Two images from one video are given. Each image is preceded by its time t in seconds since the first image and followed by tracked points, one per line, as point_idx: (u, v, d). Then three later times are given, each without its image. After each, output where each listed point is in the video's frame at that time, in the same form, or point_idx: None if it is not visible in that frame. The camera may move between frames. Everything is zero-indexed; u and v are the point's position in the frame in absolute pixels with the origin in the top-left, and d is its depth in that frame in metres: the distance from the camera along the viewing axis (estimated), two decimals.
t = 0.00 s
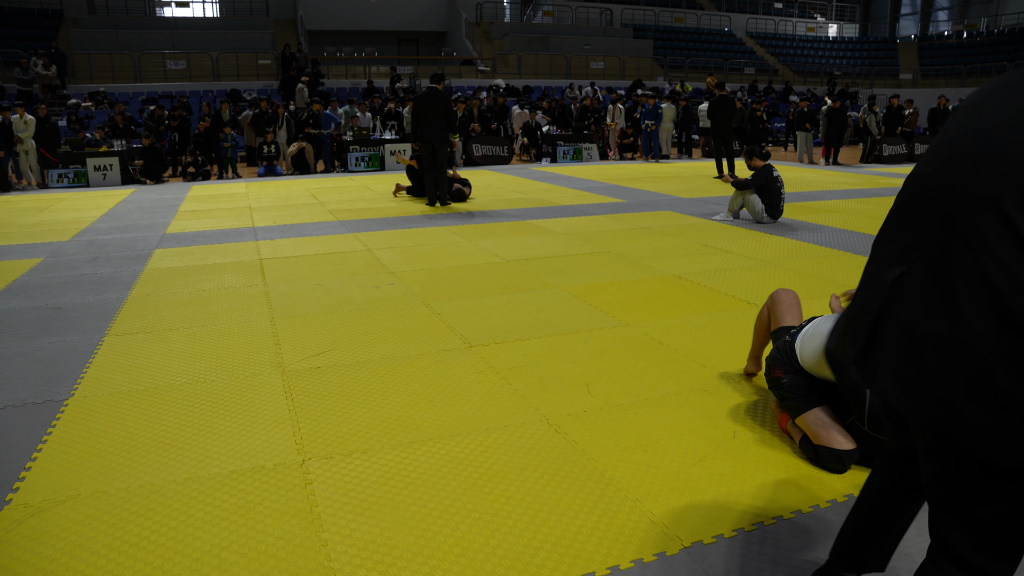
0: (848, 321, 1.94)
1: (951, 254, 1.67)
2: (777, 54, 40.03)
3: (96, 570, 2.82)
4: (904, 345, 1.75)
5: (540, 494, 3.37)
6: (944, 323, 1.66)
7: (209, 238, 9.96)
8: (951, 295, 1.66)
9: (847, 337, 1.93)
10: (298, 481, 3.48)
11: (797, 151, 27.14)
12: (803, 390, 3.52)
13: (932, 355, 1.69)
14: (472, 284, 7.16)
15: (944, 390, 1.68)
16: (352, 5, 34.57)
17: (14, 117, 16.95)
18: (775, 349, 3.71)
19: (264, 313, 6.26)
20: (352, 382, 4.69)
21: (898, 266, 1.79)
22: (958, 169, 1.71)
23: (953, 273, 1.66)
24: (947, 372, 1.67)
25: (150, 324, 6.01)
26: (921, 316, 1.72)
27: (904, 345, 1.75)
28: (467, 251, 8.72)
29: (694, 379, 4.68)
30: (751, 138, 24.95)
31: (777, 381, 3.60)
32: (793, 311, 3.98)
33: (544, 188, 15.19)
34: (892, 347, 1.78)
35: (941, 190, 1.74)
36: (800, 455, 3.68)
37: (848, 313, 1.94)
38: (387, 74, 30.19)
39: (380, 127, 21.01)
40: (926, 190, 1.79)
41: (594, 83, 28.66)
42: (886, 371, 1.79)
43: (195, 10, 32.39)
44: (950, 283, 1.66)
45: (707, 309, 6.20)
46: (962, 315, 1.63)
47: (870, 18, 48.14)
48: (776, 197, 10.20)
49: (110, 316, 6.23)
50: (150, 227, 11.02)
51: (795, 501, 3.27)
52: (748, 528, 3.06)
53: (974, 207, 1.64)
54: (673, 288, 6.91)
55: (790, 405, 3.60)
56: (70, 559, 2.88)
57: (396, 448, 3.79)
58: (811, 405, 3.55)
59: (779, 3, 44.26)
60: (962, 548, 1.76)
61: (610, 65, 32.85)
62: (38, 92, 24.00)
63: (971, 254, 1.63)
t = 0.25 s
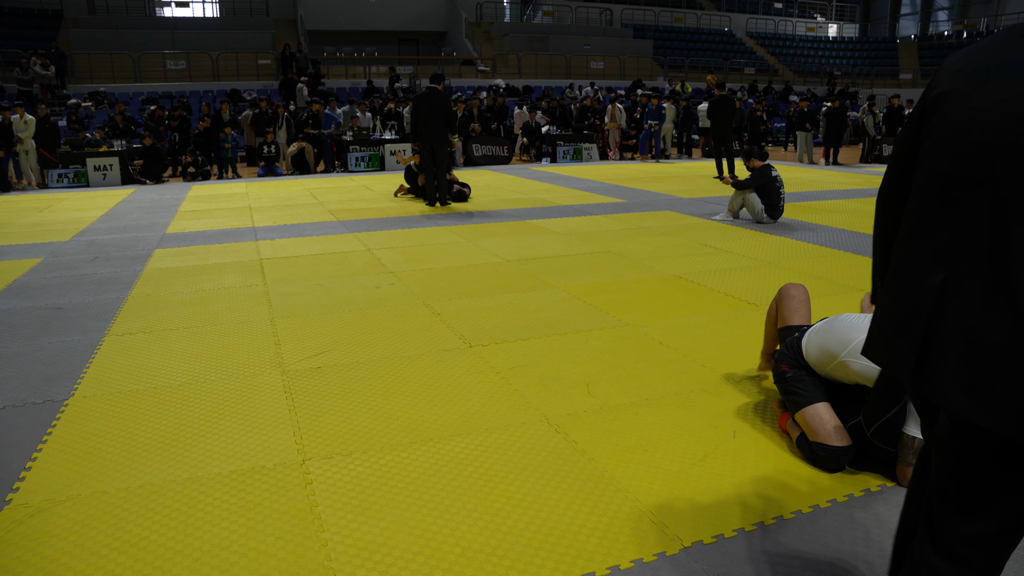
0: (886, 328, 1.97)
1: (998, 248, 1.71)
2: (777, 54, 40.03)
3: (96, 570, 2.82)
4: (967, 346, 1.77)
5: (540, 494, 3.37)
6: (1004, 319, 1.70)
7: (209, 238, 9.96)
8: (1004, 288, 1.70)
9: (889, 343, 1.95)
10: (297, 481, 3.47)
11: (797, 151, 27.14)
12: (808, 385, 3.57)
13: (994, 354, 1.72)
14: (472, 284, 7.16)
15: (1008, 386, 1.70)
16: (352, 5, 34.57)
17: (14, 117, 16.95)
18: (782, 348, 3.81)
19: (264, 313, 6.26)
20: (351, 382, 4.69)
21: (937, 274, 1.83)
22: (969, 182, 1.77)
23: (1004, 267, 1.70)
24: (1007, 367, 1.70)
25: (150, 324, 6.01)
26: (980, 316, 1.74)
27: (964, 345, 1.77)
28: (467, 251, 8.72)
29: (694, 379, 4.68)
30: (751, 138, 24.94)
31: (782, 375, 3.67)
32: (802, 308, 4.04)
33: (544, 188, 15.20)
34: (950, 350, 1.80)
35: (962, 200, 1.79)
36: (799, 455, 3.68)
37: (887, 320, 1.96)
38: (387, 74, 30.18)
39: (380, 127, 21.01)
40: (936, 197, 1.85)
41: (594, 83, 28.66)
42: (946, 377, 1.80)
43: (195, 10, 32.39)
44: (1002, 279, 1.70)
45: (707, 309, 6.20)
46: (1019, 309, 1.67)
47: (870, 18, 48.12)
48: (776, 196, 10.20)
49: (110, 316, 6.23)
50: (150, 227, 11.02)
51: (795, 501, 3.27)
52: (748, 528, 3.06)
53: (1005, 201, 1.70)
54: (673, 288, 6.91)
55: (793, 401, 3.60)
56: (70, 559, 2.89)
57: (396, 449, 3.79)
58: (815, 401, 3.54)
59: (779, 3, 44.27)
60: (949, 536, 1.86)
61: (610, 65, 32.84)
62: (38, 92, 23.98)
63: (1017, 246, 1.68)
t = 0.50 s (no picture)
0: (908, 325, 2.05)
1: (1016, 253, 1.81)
2: (777, 54, 40.01)
3: (96, 570, 2.82)
4: (988, 349, 1.86)
5: (540, 494, 3.37)
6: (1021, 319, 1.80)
7: (209, 238, 9.96)
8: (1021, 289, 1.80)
9: (913, 342, 2.03)
10: (297, 481, 3.47)
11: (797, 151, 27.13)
12: (813, 387, 3.56)
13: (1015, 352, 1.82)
14: (472, 284, 7.16)
15: None
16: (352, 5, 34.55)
17: (14, 117, 16.95)
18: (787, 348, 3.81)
19: (264, 313, 6.26)
20: (351, 382, 4.69)
21: (957, 280, 1.92)
22: (979, 188, 1.89)
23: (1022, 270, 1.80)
24: None
25: (150, 325, 6.01)
26: (1000, 319, 1.83)
27: (985, 348, 1.87)
28: (467, 251, 8.72)
29: (694, 379, 4.68)
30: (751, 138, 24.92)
31: (788, 376, 3.66)
32: (801, 307, 4.04)
33: (544, 188, 15.19)
34: (973, 353, 1.89)
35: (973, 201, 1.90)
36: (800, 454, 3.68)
37: (909, 326, 2.05)
38: (387, 74, 30.17)
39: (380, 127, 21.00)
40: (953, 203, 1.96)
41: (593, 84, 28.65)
42: (977, 380, 1.88)
43: (195, 11, 32.40)
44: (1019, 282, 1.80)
45: (707, 309, 6.21)
46: None
47: (870, 18, 48.09)
48: (776, 196, 10.19)
49: (110, 316, 6.23)
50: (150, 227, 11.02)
51: (795, 501, 3.27)
52: (748, 528, 3.06)
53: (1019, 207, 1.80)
54: (673, 288, 6.91)
55: (798, 401, 3.59)
56: (69, 559, 2.88)
57: (396, 449, 3.78)
58: (820, 403, 3.52)
59: (780, 3, 44.23)
60: (947, 528, 2.00)
61: (610, 65, 32.82)
62: (38, 92, 23.98)
63: None
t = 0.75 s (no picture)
0: (938, 312, 2.05)
1: None
2: (777, 54, 40.02)
3: (97, 570, 2.82)
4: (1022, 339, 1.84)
5: (540, 494, 3.37)
6: None
7: (209, 238, 9.96)
8: None
9: (944, 335, 2.02)
10: (298, 481, 3.48)
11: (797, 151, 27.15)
12: (811, 388, 3.55)
13: None
14: (472, 284, 7.17)
15: None
16: (352, 4, 34.55)
17: (14, 118, 16.94)
18: (787, 348, 3.80)
19: (264, 313, 6.27)
20: (351, 382, 4.69)
21: (987, 272, 1.91)
22: (1010, 181, 1.89)
23: None
24: None
25: (150, 325, 6.01)
26: None
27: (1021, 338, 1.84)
28: (467, 251, 8.73)
29: (694, 379, 4.68)
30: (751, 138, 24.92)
31: (786, 377, 3.66)
32: (801, 307, 4.05)
33: (544, 188, 15.20)
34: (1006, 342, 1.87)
35: (1006, 193, 1.90)
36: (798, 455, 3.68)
37: (942, 318, 2.04)
38: (387, 74, 30.17)
39: (379, 127, 21.01)
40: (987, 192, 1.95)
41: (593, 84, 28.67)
42: (1006, 366, 1.87)
43: (195, 10, 32.39)
44: None
45: (707, 309, 6.21)
46: None
47: (870, 18, 48.10)
48: (776, 197, 10.20)
49: (110, 316, 6.23)
50: (150, 227, 11.02)
51: (794, 501, 3.28)
52: (748, 528, 3.06)
53: None
54: (673, 288, 6.91)
55: (796, 402, 3.59)
56: (70, 559, 2.89)
57: (396, 448, 3.78)
58: (818, 404, 3.51)
59: (780, 3, 44.25)
60: (988, 506, 1.98)
61: (610, 65, 32.84)
62: (38, 92, 23.99)
63: None
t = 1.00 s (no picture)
0: (970, 307, 2.19)
1: None
2: (777, 54, 40.01)
3: (97, 570, 2.82)
4: None
5: (540, 494, 3.37)
6: None
7: (209, 238, 9.97)
8: None
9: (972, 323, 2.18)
10: (297, 481, 3.48)
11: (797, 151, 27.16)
12: (810, 389, 3.56)
13: None
14: (472, 284, 7.17)
15: None
16: (352, 4, 34.55)
17: (14, 117, 16.95)
18: (787, 348, 3.81)
19: (264, 313, 6.27)
20: (351, 383, 4.69)
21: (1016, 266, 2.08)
22: None
23: None
24: None
25: (150, 324, 6.01)
26: None
27: None
28: (467, 251, 8.73)
29: (694, 379, 4.68)
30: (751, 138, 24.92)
31: (785, 378, 3.67)
32: (807, 307, 4.05)
33: (544, 188, 15.21)
34: None
35: None
36: (798, 456, 3.68)
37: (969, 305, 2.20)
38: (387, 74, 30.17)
39: (380, 127, 21.01)
40: (1012, 195, 2.10)
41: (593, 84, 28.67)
42: None
43: (195, 11, 32.41)
44: None
45: (707, 309, 6.22)
46: None
47: (871, 18, 48.08)
48: (776, 197, 10.20)
49: (110, 316, 6.24)
50: (150, 227, 11.03)
51: (794, 501, 3.28)
52: (748, 528, 3.06)
53: None
54: (673, 288, 6.92)
55: (796, 403, 3.59)
56: (69, 559, 2.89)
57: (396, 449, 3.79)
58: (817, 405, 3.51)
59: (779, 4, 44.27)
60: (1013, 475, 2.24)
61: (610, 65, 32.83)
62: (38, 92, 23.99)
63: None
